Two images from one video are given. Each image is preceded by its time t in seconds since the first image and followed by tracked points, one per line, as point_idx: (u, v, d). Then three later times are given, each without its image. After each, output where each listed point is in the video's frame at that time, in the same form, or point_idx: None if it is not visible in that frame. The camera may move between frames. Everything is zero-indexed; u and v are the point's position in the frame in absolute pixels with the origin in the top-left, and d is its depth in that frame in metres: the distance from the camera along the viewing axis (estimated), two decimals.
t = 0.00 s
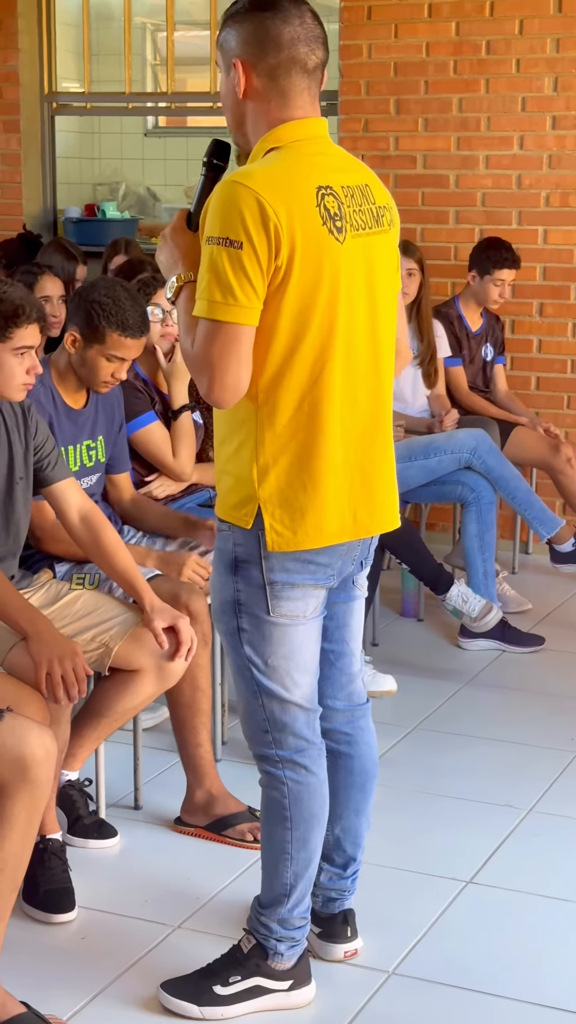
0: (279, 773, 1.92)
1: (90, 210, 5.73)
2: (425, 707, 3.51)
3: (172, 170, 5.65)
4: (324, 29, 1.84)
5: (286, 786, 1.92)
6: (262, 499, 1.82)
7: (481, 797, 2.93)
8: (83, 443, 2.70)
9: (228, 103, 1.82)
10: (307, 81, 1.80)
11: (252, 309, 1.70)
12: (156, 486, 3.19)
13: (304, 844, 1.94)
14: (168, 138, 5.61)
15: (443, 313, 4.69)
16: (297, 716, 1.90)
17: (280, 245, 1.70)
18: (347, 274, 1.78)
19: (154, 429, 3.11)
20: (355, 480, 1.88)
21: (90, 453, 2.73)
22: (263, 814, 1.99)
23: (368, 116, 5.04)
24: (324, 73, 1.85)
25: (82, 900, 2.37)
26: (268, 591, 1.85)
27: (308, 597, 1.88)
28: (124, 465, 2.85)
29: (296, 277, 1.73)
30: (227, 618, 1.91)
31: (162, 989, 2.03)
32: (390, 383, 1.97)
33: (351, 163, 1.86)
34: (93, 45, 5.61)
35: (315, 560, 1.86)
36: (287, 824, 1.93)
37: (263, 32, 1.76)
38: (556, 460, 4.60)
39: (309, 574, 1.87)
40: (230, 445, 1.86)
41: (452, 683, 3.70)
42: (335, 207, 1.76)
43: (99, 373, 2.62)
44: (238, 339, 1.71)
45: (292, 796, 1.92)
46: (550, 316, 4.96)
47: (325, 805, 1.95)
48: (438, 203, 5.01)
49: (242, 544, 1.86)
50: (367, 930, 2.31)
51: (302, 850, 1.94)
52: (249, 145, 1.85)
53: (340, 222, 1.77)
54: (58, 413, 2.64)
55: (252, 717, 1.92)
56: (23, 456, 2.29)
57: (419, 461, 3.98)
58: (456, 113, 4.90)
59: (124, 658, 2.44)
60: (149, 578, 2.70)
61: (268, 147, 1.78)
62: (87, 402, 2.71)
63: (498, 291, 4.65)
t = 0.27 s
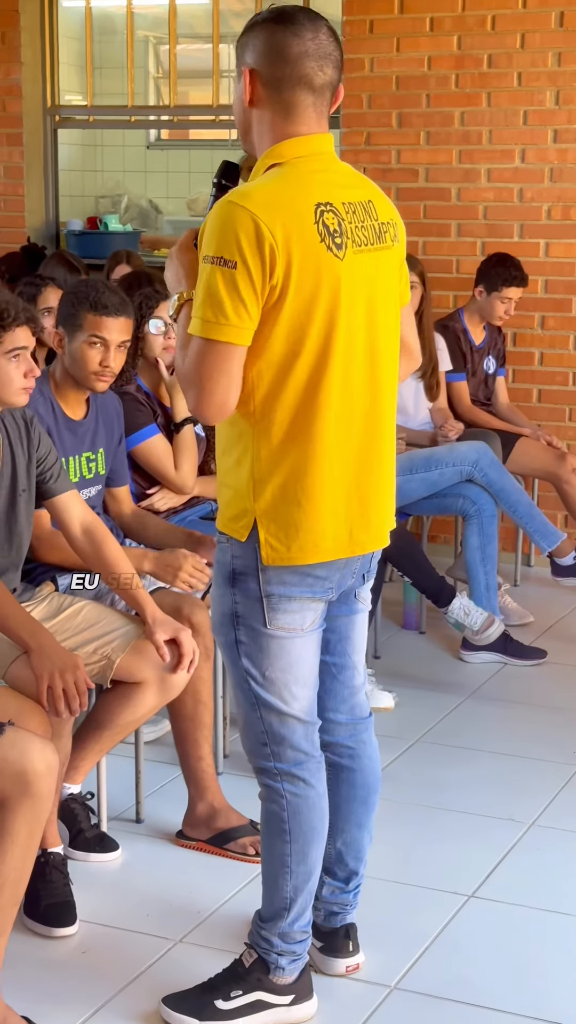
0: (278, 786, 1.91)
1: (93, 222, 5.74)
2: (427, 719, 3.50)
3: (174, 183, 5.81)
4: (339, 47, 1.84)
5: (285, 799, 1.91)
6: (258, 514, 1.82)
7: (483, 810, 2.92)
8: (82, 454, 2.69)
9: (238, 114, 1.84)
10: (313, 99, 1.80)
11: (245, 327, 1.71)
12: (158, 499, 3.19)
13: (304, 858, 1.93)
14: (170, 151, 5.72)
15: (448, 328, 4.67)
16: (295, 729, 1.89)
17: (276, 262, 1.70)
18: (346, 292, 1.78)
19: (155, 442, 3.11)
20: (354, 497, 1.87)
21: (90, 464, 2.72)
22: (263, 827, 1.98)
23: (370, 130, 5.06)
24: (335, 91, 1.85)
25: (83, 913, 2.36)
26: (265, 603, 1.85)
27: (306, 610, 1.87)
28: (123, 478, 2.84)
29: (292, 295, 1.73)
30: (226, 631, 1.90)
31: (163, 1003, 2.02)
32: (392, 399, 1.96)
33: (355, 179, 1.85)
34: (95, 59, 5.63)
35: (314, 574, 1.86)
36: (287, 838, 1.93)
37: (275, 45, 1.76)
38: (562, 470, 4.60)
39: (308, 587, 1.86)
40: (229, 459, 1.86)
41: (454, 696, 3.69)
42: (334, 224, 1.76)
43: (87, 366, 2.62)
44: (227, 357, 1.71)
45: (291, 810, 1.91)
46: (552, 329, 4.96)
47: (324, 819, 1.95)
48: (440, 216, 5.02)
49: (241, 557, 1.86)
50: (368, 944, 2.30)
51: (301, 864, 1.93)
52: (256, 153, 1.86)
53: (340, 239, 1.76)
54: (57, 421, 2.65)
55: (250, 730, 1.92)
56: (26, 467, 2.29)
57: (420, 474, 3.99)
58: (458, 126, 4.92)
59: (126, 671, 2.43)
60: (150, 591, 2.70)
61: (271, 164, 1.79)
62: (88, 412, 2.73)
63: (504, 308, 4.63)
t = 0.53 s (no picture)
0: (273, 797, 1.91)
1: (92, 233, 5.75)
2: (426, 731, 3.49)
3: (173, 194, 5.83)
4: (352, 64, 1.83)
5: (280, 810, 1.91)
6: (240, 524, 1.82)
7: (482, 822, 2.91)
8: (79, 463, 2.70)
9: (254, 127, 1.87)
10: (316, 115, 1.80)
11: (219, 336, 1.73)
12: (157, 509, 3.20)
13: (299, 869, 1.92)
14: (169, 163, 5.73)
15: (445, 341, 4.65)
16: (290, 740, 1.89)
17: (261, 274, 1.70)
18: (338, 309, 1.77)
19: (153, 454, 3.11)
20: (344, 513, 1.86)
21: (88, 473, 2.73)
22: (259, 839, 1.97)
23: (369, 141, 5.07)
24: (346, 107, 1.84)
25: (81, 925, 2.35)
26: (258, 614, 1.85)
27: (301, 621, 1.87)
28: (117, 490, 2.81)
29: (280, 308, 1.73)
30: (221, 642, 1.90)
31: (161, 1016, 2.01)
32: (389, 418, 1.95)
33: (358, 197, 1.85)
34: (94, 70, 5.64)
35: (307, 585, 1.86)
36: (282, 849, 1.92)
37: (283, 59, 1.78)
38: (562, 480, 4.61)
39: (301, 599, 1.86)
40: (218, 468, 1.88)
41: (453, 707, 3.68)
42: (330, 240, 1.75)
43: (72, 362, 2.66)
44: (191, 360, 1.75)
45: (286, 821, 1.91)
46: (550, 341, 4.97)
47: (321, 830, 1.94)
48: (438, 227, 5.04)
49: (235, 568, 1.86)
50: (366, 956, 2.29)
51: (297, 875, 1.93)
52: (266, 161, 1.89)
53: (334, 256, 1.76)
54: (49, 429, 2.66)
55: (246, 741, 1.91)
56: (24, 479, 2.28)
57: (418, 485, 3.99)
58: (456, 138, 4.93)
59: (124, 682, 2.42)
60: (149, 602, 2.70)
61: (273, 178, 1.80)
62: (81, 421, 2.74)
63: (503, 323, 4.64)
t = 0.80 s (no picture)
0: (266, 805, 1.90)
1: (88, 242, 5.75)
2: (422, 740, 3.48)
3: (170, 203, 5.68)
4: (347, 70, 1.83)
5: (273, 818, 1.90)
6: (235, 529, 1.83)
7: (478, 833, 2.90)
8: (73, 469, 2.70)
9: (256, 142, 1.88)
10: (313, 121, 1.80)
11: (212, 341, 1.73)
12: (152, 519, 3.19)
13: (292, 878, 1.91)
14: (166, 173, 5.64)
15: (436, 352, 4.67)
16: (283, 749, 1.88)
17: (250, 279, 1.70)
18: (329, 316, 1.76)
19: (149, 463, 3.11)
20: (336, 521, 1.85)
21: (82, 480, 2.72)
22: (252, 847, 1.97)
23: (365, 152, 5.08)
24: (343, 113, 1.84)
25: (76, 935, 2.34)
26: (251, 622, 1.84)
27: (293, 630, 1.86)
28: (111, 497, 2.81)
29: (269, 314, 1.73)
30: (214, 650, 1.90)
31: None
32: (384, 427, 1.93)
33: (355, 205, 1.84)
34: (91, 80, 5.64)
35: (300, 593, 1.85)
36: (275, 858, 1.91)
37: (274, 69, 1.79)
38: (556, 491, 4.60)
39: (293, 607, 1.85)
40: (215, 474, 1.88)
41: (449, 717, 3.68)
42: (321, 247, 1.74)
43: (56, 365, 2.65)
44: (188, 366, 1.76)
45: (279, 830, 1.90)
46: (546, 351, 4.98)
47: (314, 839, 1.93)
48: (434, 238, 5.04)
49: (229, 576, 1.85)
50: (362, 967, 2.28)
51: (290, 884, 1.92)
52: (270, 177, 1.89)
53: (327, 263, 1.75)
54: (41, 435, 2.66)
55: (239, 749, 1.91)
56: (20, 486, 2.28)
57: (414, 495, 3.99)
58: (452, 148, 4.95)
59: (121, 690, 2.43)
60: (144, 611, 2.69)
61: (271, 185, 1.80)
62: (73, 427, 2.74)
63: (493, 334, 4.63)
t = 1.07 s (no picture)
0: (262, 813, 1.90)
1: (84, 250, 5.76)
2: (418, 748, 3.48)
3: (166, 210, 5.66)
4: (337, 79, 1.84)
5: (269, 826, 1.89)
6: (239, 534, 1.82)
7: (473, 840, 2.89)
8: (68, 475, 2.70)
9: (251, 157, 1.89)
10: (305, 129, 1.81)
11: (222, 345, 1.72)
12: (147, 526, 3.18)
13: (288, 886, 1.91)
14: (162, 180, 5.63)
15: (430, 359, 4.66)
16: (279, 757, 1.87)
17: (257, 282, 1.70)
18: (330, 319, 1.77)
19: (145, 470, 3.11)
20: (336, 524, 1.85)
21: (77, 485, 2.72)
22: (248, 856, 1.96)
23: (361, 160, 5.09)
24: (335, 121, 1.84)
25: (70, 942, 2.33)
26: (248, 630, 1.84)
27: (289, 638, 1.86)
28: (107, 502, 2.81)
29: (273, 316, 1.73)
30: (211, 657, 1.90)
31: None
32: (380, 432, 1.94)
33: (351, 212, 1.85)
34: (88, 87, 5.65)
35: (298, 601, 1.84)
36: (271, 866, 1.90)
37: (265, 80, 1.81)
38: (552, 499, 4.61)
39: (290, 615, 1.84)
40: (216, 481, 1.87)
41: (445, 724, 3.67)
42: (323, 251, 1.75)
43: (47, 366, 2.66)
44: (202, 373, 1.74)
45: (275, 837, 1.89)
46: (542, 359, 4.99)
47: (310, 847, 1.92)
48: (430, 246, 5.05)
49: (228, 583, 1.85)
50: (357, 974, 2.28)
51: (286, 892, 1.91)
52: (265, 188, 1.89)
53: (328, 266, 1.75)
54: (36, 441, 2.65)
55: (235, 757, 1.90)
56: (16, 493, 2.27)
57: (410, 502, 3.97)
58: (448, 156, 4.96)
59: (116, 697, 2.42)
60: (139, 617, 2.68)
61: (266, 191, 1.80)
62: (68, 433, 2.73)
63: (487, 341, 4.63)
